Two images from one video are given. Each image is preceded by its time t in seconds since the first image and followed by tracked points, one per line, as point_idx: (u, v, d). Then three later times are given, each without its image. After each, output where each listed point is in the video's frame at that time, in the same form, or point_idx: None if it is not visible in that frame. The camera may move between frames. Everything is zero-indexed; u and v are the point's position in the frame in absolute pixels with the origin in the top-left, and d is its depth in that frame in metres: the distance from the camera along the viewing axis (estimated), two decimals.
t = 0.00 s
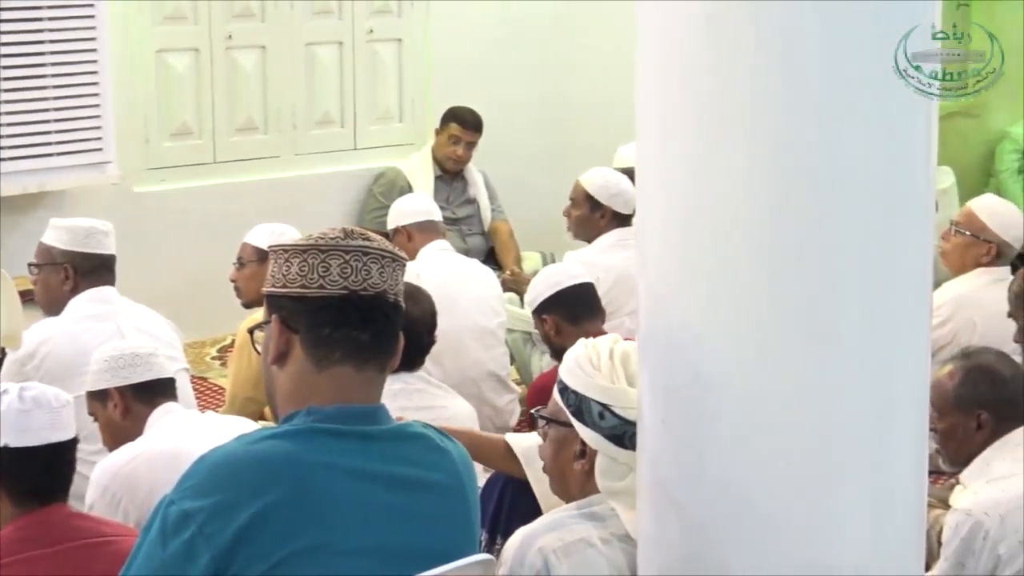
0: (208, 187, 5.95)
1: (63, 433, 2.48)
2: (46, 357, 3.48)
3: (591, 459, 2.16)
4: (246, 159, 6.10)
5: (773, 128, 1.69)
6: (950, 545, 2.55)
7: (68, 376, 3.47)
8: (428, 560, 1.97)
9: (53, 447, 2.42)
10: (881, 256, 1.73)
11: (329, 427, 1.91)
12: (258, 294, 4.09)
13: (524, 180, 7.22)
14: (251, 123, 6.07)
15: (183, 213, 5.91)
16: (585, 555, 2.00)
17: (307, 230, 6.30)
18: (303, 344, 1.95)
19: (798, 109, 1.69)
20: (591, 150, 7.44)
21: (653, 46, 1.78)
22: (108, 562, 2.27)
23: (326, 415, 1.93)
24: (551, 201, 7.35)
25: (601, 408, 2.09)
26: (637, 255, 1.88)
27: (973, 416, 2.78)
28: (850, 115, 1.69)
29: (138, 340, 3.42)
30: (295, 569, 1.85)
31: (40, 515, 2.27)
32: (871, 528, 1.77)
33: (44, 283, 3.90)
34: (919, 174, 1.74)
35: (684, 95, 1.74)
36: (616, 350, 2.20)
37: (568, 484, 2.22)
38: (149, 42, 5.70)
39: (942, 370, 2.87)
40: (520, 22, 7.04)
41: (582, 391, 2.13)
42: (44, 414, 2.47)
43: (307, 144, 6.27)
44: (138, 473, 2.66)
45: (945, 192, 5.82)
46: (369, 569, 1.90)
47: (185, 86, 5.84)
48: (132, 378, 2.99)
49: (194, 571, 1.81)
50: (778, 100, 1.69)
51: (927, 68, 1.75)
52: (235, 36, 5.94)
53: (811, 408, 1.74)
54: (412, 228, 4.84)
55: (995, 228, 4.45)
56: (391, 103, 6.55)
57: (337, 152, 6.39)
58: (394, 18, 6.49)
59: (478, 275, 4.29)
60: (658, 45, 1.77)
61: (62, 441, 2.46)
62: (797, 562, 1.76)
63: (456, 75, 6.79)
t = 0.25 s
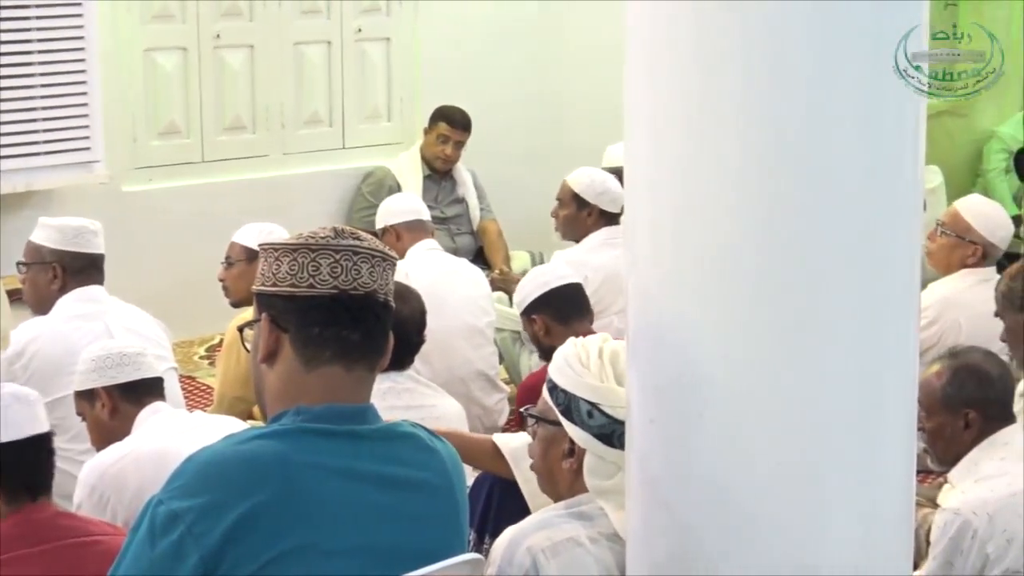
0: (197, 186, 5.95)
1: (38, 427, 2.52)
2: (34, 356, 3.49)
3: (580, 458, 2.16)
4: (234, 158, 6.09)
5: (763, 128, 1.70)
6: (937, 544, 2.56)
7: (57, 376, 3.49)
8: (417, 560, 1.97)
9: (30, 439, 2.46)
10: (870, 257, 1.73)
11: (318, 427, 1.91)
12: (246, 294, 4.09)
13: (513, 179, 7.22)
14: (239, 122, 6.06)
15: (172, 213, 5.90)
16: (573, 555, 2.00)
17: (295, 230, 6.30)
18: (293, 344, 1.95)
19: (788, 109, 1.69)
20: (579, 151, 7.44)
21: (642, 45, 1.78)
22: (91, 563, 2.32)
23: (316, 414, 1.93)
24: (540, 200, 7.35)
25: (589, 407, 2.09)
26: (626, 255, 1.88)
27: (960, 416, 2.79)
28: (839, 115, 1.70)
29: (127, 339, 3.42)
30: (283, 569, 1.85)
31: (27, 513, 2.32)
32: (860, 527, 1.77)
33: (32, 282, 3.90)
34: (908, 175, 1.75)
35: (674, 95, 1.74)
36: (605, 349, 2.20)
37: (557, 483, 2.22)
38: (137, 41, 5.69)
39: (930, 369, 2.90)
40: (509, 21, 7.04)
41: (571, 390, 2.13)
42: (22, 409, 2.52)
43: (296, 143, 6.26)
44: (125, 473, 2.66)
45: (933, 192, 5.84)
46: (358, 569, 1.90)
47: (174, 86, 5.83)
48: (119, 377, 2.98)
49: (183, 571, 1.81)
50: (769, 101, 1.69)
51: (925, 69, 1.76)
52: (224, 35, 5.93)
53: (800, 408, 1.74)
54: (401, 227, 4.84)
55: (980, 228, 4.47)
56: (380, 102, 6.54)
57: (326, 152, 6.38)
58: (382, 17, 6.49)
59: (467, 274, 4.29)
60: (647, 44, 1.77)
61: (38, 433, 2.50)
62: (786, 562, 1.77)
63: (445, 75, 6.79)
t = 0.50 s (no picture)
0: (188, 186, 5.94)
1: None
2: (24, 356, 3.50)
3: (571, 457, 2.16)
4: (224, 157, 6.08)
5: (753, 128, 1.70)
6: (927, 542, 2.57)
7: (47, 375, 3.50)
8: (408, 560, 1.97)
9: None
10: (860, 256, 1.74)
11: (308, 427, 1.91)
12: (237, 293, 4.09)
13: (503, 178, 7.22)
14: (229, 122, 6.05)
15: (162, 213, 5.89)
16: (564, 554, 2.00)
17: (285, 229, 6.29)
18: (284, 343, 1.95)
19: (780, 109, 1.69)
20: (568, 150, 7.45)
21: (631, 45, 1.78)
22: (73, 563, 2.32)
23: (306, 414, 1.93)
24: (529, 199, 7.35)
25: (580, 405, 2.09)
26: (616, 254, 1.88)
27: (951, 414, 2.80)
28: (829, 116, 1.70)
29: (116, 339, 3.42)
30: (274, 569, 1.85)
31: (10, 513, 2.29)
32: (850, 527, 1.78)
33: (22, 282, 3.89)
34: (898, 175, 1.75)
35: (665, 94, 1.74)
36: (596, 347, 2.19)
37: (548, 481, 2.22)
38: (128, 41, 5.68)
39: (922, 368, 2.90)
40: (498, 20, 7.03)
41: (562, 388, 2.12)
42: None
43: (286, 142, 6.25)
44: (116, 472, 2.65)
45: (922, 191, 5.85)
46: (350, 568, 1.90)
47: (164, 85, 5.82)
48: (109, 377, 2.98)
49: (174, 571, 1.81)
50: (759, 101, 1.69)
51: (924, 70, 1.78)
52: (214, 35, 5.93)
53: (791, 407, 1.74)
54: (391, 226, 4.83)
55: (968, 228, 4.48)
56: (370, 101, 6.54)
57: (316, 151, 6.38)
58: (372, 16, 6.48)
59: (457, 273, 4.29)
60: (636, 44, 1.77)
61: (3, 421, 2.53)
62: (777, 562, 1.77)
63: (434, 73, 6.79)
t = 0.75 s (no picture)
0: (174, 186, 5.93)
1: None
2: (10, 357, 3.49)
3: (558, 456, 2.16)
4: (211, 157, 6.06)
5: (742, 127, 1.70)
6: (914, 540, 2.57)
7: (33, 376, 3.49)
8: (396, 560, 1.97)
9: None
10: (846, 256, 1.74)
11: (295, 427, 1.91)
12: (223, 294, 4.08)
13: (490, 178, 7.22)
14: (216, 121, 6.03)
15: (148, 213, 5.88)
16: (552, 553, 2.00)
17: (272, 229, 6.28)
18: (271, 343, 1.95)
19: (768, 109, 1.70)
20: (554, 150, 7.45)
21: (618, 44, 1.78)
22: (53, 561, 2.48)
23: (293, 414, 1.93)
24: (516, 198, 7.35)
25: (568, 403, 2.09)
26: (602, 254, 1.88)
27: (938, 412, 2.79)
28: (817, 116, 1.70)
29: (103, 339, 3.42)
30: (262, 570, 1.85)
31: None
32: (838, 526, 1.78)
33: (8, 283, 3.88)
34: (884, 175, 1.76)
35: (653, 94, 1.74)
36: (584, 346, 2.19)
37: (535, 480, 2.22)
38: (114, 41, 5.67)
39: (908, 366, 2.89)
40: (485, 20, 7.03)
41: (550, 386, 2.12)
42: None
43: (272, 142, 6.24)
44: (103, 474, 2.65)
45: (908, 190, 5.87)
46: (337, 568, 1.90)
47: (150, 85, 5.81)
48: (95, 378, 2.97)
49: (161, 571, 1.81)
50: (748, 100, 1.70)
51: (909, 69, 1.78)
52: (200, 34, 5.92)
53: (778, 405, 1.75)
54: (379, 225, 4.83)
55: (953, 227, 4.50)
56: (356, 101, 6.53)
57: (302, 151, 6.37)
58: (359, 15, 6.47)
59: (444, 272, 4.29)
60: (623, 43, 1.77)
61: None
62: (765, 561, 1.77)
63: (421, 73, 6.78)
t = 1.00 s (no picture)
0: (160, 187, 5.91)
1: None
2: None
3: (545, 456, 2.16)
4: (197, 158, 6.05)
5: (729, 128, 1.70)
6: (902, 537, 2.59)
7: (19, 378, 3.49)
8: (382, 561, 1.97)
9: None
10: (833, 255, 1.74)
11: (281, 428, 1.91)
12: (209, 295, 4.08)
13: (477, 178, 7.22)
14: (201, 122, 6.02)
15: (134, 213, 5.87)
16: (538, 552, 2.00)
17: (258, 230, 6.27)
18: (257, 343, 1.95)
19: (755, 109, 1.70)
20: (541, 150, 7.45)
21: (605, 44, 1.78)
22: (32, 562, 2.52)
23: (279, 414, 1.92)
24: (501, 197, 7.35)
25: (554, 403, 2.09)
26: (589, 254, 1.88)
27: (924, 411, 2.79)
28: (804, 116, 1.71)
29: (88, 340, 3.41)
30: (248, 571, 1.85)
31: None
32: (825, 526, 1.78)
33: None
34: (870, 175, 1.76)
35: (639, 94, 1.74)
36: (570, 346, 2.18)
37: (522, 479, 2.22)
38: (99, 41, 5.66)
39: (894, 364, 2.88)
40: (470, 19, 7.03)
41: (536, 387, 2.11)
42: None
43: (258, 142, 6.23)
44: (89, 475, 2.64)
45: (894, 189, 5.88)
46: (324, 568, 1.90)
47: (135, 85, 5.80)
48: (81, 379, 2.96)
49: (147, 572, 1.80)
50: (734, 100, 1.70)
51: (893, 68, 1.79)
52: (185, 34, 5.91)
53: (766, 405, 1.75)
54: (366, 224, 4.83)
55: (939, 225, 4.51)
56: (342, 101, 6.52)
57: (288, 151, 6.36)
58: (344, 16, 6.47)
59: (430, 272, 4.28)
60: (610, 43, 1.77)
61: None
62: (753, 561, 1.77)
63: (406, 73, 6.78)
